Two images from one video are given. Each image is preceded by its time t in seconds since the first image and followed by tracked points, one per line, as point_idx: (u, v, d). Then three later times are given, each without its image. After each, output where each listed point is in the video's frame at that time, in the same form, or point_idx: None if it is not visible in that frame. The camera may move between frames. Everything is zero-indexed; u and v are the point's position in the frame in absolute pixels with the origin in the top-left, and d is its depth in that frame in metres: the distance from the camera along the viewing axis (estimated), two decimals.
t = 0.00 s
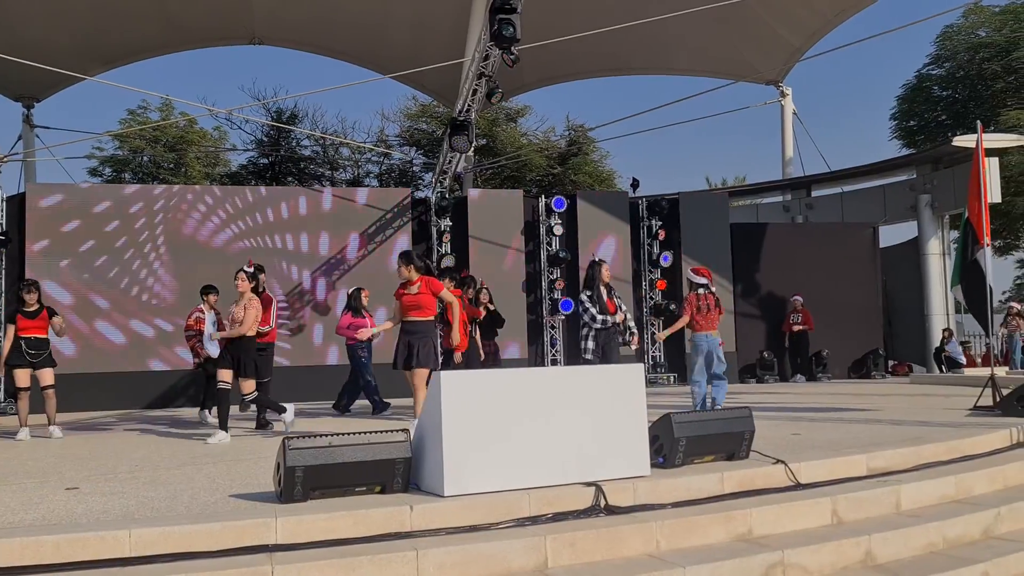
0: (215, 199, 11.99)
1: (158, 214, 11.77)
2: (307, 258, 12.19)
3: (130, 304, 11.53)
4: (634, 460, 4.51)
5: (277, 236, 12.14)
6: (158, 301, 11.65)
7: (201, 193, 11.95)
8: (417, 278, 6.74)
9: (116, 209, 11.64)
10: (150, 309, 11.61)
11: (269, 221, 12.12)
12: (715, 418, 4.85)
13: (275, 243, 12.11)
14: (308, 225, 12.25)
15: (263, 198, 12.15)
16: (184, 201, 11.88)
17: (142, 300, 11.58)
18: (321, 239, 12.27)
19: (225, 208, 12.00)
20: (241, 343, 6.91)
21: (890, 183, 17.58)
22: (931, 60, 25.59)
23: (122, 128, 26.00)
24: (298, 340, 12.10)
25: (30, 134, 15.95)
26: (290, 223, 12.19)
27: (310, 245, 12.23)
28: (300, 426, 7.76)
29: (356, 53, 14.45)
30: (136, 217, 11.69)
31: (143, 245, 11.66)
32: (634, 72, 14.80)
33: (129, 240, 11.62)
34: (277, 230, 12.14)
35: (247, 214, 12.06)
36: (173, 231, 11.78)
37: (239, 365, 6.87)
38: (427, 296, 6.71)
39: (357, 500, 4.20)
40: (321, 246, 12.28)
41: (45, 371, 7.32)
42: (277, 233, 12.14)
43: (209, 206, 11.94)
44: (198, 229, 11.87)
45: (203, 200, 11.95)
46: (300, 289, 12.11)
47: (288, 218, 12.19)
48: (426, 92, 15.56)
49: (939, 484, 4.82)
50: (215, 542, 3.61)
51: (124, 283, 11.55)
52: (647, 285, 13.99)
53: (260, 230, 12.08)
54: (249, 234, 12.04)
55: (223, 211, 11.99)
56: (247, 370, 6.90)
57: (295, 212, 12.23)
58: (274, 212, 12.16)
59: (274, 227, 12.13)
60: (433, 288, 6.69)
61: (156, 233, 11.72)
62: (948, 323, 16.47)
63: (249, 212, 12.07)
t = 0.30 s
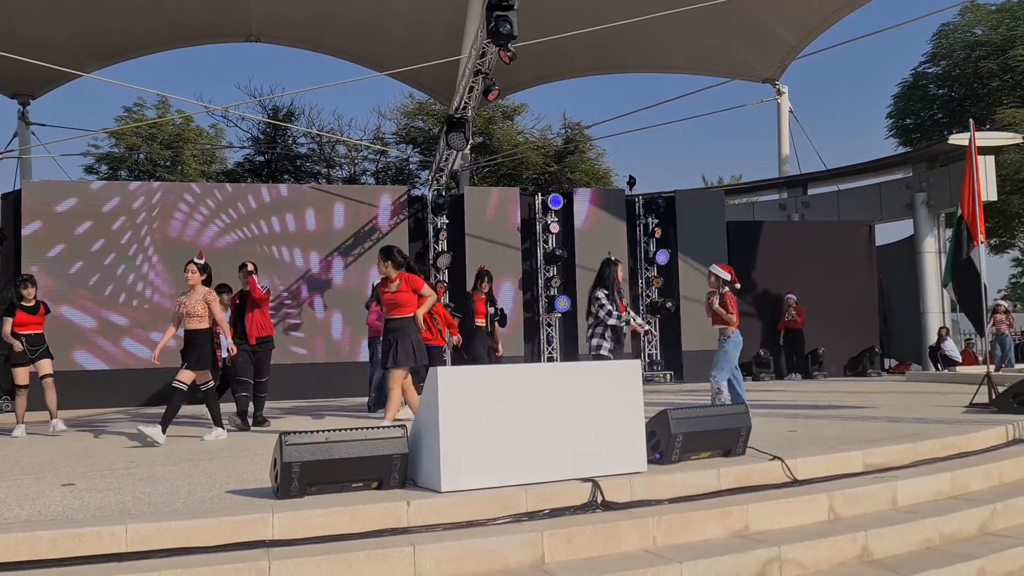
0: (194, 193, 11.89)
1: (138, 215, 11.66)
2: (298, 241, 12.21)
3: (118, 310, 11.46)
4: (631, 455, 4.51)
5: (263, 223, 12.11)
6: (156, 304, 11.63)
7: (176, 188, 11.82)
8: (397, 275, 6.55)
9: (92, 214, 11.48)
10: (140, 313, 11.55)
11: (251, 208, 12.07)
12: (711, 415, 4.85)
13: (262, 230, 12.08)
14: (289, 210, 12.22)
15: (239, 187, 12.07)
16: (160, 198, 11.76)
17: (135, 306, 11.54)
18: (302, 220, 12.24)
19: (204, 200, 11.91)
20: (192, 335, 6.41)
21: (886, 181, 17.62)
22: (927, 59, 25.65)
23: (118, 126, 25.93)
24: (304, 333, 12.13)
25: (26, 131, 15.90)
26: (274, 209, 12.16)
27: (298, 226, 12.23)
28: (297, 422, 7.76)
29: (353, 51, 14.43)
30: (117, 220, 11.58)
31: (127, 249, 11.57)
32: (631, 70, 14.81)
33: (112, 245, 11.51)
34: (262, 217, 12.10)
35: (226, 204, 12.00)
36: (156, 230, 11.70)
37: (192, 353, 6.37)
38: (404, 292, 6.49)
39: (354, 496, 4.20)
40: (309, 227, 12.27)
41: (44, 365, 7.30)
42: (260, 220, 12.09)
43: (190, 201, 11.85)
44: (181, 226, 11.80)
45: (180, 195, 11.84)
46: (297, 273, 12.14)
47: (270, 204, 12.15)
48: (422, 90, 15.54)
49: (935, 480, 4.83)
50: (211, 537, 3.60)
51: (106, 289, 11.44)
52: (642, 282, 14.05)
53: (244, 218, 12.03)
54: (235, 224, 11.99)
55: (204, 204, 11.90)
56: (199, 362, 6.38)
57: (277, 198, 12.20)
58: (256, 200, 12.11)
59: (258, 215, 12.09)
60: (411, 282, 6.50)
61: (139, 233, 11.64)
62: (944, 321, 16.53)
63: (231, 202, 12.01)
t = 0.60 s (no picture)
0: (175, 189, 11.83)
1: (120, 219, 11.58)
2: (288, 222, 12.22)
3: (109, 316, 11.40)
4: (628, 449, 4.50)
5: (248, 209, 12.10)
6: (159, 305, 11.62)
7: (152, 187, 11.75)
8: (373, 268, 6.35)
9: (69, 226, 11.36)
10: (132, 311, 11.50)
11: (231, 197, 12.04)
12: (709, 409, 4.85)
13: (249, 216, 12.08)
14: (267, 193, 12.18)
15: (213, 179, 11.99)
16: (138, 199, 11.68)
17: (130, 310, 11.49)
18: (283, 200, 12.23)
19: (183, 195, 11.85)
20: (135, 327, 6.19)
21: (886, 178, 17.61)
22: (927, 56, 25.59)
23: (117, 121, 25.94)
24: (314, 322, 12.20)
25: (25, 127, 15.89)
26: (255, 195, 12.13)
27: (282, 207, 12.22)
28: (295, 416, 7.75)
29: (352, 46, 14.41)
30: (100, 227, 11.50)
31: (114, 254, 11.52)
32: (630, 67, 14.79)
33: (97, 254, 11.43)
34: (245, 203, 12.08)
35: (205, 196, 11.94)
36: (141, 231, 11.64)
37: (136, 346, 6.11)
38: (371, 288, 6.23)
39: (352, 488, 4.19)
40: (294, 206, 12.27)
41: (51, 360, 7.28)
42: (242, 206, 12.07)
43: (172, 197, 11.80)
44: (166, 224, 11.74)
45: (158, 193, 11.77)
46: (294, 253, 12.16)
47: (250, 190, 12.11)
48: (422, 86, 15.53)
49: (933, 475, 4.83)
50: (208, 529, 3.60)
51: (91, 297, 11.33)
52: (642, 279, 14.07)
53: (228, 208, 12.00)
54: (220, 215, 11.96)
55: (187, 200, 11.85)
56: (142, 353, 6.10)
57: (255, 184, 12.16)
58: (236, 188, 12.07)
59: (241, 202, 12.07)
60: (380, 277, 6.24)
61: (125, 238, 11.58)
62: (942, 318, 16.57)
63: (211, 195, 11.95)
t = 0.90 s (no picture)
0: (156, 184, 11.78)
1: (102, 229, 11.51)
2: (269, 205, 12.18)
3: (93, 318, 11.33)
4: (624, 445, 4.49)
5: (226, 199, 12.05)
6: (162, 309, 11.65)
7: (124, 192, 11.65)
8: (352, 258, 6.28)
9: (39, 233, 11.24)
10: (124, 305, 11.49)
11: (206, 189, 11.95)
12: (706, 406, 4.85)
13: (231, 204, 12.03)
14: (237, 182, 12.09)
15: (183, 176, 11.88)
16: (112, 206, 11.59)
17: (124, 311, 11.48)
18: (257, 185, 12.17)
19: (158, 196, 11.76)
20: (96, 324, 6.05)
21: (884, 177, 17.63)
22: (925, 55, 25.58)
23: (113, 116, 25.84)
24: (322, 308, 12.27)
25: (21, 121, 15.83)
26: (230, 184, 12.05)
27: (264, 192, 12.18)
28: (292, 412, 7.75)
29: (349, 42, 14.37)
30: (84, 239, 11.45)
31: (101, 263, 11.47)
32: (628, 63, 14.77)
33: (70, 254, 11.34)
34: (222, 194, 12.01)
35: (179, 192, 11.84)
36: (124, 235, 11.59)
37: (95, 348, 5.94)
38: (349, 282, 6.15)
39: (347, 484, 4.18)
40: (271, 188, 12.21)
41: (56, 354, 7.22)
42: (219, 198, 12.00)
43: (154, 192, 11.75)
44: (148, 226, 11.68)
45: (133, 198, 11.67)
46: (283, 234, 12.16)
47: (224, 180, 12.03)
48: (419, 82, 15.50)
49: (928, 473, 4.83)
50: (202, 525, 3.58)
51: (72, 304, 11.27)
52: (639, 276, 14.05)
53: (206, 201, 11.94)
54: (201, 209, 11.90)
55: (165, 201, 11.78)
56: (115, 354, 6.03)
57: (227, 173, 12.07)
58: (209, 180, 11.97)
59: (217, 192, 11.99)
60: (353, 271, 6.14)
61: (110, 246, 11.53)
62: (939, 317, 16.59)
63: (192, 187, 11.89)
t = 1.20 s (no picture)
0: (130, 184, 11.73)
1: (87, 246, 11.49)
2: (246, 195, 12.16)
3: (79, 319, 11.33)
4: (617, 451, 4.50)
5: (206, 193, 12.01)
6: (160, 312, 11.69)
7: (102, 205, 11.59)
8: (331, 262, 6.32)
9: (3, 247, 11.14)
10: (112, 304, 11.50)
11: (184, 189, 11.91)
12: (699, 411, 4.85)
13: (212, 198, 12.01)
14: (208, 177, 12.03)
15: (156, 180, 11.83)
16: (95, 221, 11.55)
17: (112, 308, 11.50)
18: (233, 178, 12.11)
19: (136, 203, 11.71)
20: (35, 324, 5.91)
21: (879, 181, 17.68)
22: (921, 60, 25.65)
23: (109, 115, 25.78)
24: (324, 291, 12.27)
25: (17, 119, 15.80)
26: (206, 180, 12.01)
27: (242, 184, 12.14)
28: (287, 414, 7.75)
29: (347, 42, 14.37)
30: (68, 255, 11.41)
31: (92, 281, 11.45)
32: (625, 66, 14.79)
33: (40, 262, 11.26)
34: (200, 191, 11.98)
35: (156, 198, 11.79)
36: (109, 248, 11.56)
37: (27, 347, 5.81)
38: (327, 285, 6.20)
39: (340, 488, 4.18)
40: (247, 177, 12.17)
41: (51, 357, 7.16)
42: (196, 196, 11.96)
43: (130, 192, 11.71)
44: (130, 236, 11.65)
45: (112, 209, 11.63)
46: (267, 221, 12.14)
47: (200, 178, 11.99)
48: (416, 83, 15.50)
49: (921, 479, 4.84)
50: (194, 530, 3.57)
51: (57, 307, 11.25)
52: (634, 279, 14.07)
53: (186, 201, 11.90)
54: (181, 211, 11.86)
55: (143, 201, 11.74)
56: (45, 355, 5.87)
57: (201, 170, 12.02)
58: (185, 180, 11.94)
59: (194, 190, 11.95)
60: (335, 272, 6.24)
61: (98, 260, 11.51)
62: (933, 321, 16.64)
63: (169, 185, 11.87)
